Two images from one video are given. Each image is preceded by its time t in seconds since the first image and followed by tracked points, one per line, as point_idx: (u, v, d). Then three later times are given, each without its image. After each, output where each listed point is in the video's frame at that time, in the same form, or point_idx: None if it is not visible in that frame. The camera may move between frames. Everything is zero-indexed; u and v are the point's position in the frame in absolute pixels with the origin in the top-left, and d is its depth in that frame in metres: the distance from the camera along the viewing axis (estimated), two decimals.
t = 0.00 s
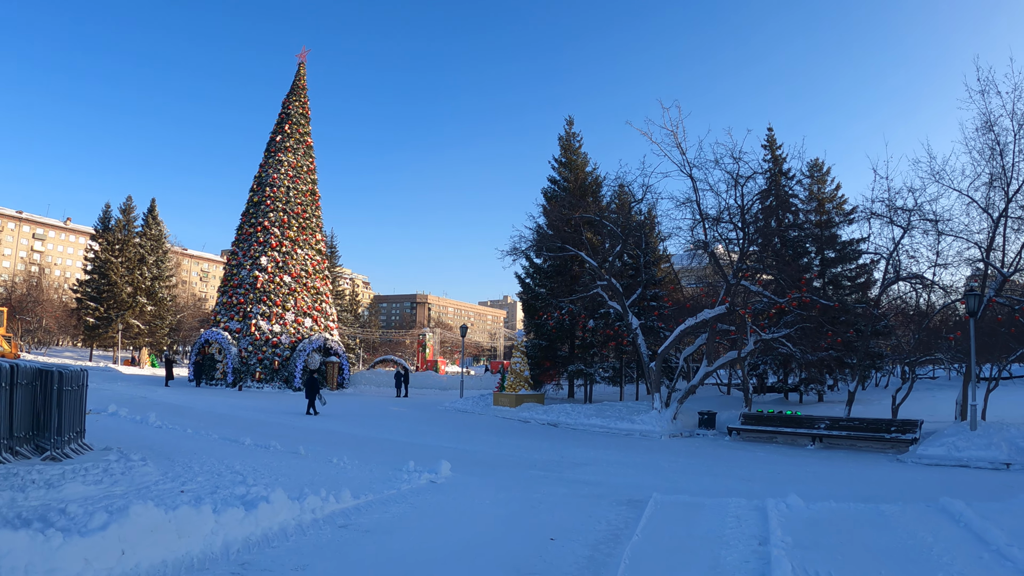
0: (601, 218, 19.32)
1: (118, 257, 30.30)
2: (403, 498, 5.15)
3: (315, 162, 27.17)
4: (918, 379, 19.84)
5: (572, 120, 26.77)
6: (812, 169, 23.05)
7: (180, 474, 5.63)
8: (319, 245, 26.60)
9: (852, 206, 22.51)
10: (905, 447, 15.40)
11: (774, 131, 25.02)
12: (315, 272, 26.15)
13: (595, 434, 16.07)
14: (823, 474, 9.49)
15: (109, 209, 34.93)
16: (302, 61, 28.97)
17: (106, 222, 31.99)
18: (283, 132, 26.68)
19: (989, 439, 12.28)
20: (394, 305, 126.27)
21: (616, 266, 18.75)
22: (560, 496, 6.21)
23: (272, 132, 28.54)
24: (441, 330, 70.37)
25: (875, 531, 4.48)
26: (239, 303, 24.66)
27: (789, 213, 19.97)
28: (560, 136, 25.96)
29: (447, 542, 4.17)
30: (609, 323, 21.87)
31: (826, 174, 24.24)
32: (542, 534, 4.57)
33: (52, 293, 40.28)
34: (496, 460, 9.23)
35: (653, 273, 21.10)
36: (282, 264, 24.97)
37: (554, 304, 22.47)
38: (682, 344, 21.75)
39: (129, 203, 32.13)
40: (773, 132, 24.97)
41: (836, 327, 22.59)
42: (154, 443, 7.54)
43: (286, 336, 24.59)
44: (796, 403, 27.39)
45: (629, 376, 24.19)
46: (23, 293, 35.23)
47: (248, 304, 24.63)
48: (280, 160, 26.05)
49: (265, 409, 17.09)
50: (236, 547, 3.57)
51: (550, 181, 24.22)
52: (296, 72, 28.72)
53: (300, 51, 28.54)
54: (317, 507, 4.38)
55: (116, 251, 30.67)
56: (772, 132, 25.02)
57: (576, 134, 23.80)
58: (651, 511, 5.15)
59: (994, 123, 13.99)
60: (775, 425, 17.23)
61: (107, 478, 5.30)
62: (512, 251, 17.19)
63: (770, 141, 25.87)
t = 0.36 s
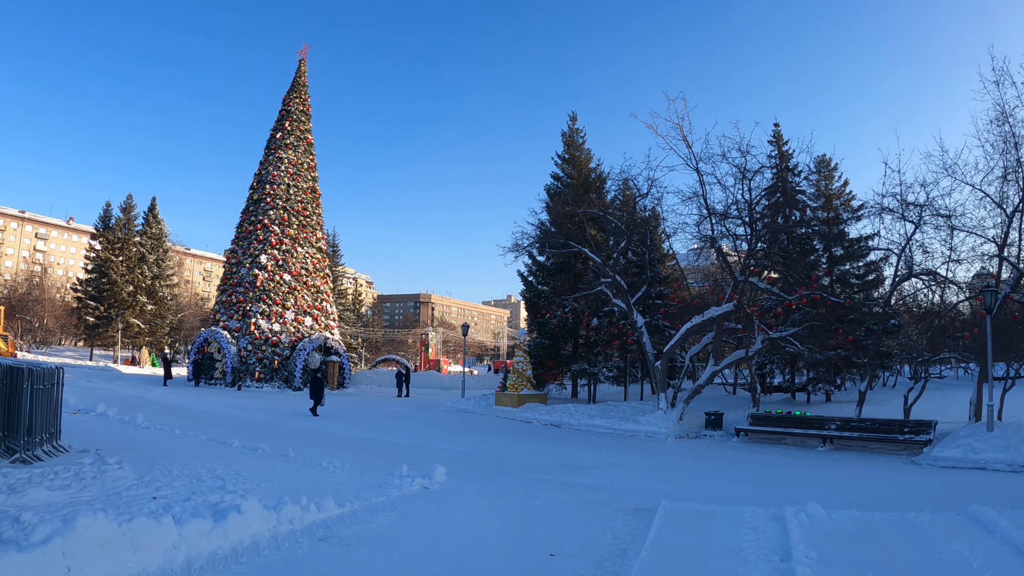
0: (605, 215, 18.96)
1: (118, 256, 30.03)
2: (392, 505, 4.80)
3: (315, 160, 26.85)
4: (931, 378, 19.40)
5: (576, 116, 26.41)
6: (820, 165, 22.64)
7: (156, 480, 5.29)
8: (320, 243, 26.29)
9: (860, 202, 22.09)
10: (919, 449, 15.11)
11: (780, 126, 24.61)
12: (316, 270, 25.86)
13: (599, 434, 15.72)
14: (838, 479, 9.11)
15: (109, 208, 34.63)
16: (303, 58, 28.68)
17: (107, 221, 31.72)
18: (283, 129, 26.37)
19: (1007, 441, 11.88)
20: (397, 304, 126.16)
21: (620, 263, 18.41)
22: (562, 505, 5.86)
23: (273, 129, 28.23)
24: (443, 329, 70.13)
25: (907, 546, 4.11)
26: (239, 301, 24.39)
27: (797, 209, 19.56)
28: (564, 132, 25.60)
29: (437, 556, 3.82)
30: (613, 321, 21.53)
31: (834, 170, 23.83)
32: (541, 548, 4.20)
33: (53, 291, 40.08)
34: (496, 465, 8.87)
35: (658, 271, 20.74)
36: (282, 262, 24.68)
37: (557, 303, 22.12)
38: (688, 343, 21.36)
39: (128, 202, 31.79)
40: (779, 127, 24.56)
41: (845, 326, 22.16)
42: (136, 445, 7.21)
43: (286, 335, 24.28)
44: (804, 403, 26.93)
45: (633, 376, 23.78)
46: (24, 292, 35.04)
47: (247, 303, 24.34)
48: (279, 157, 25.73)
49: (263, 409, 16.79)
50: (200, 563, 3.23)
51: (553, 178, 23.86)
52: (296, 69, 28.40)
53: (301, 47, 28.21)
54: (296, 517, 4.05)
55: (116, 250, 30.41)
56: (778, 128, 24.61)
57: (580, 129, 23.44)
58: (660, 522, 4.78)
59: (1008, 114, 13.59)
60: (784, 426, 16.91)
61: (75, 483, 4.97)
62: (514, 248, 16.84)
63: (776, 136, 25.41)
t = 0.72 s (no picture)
0: (610, 211, 18.56)
1: (118, 256, 29.77)
2: (381, 520, 4.42)
3: (316, 157, 26.51)
4: (947, 377, 18.90)
5: (580, 111, 26.01)
6: (829, 159, 22.17)
7: (128, 491, 4.93)
8: (321, 241, 25.95)
9: (871, 197, 21.61)
10: (935, 452, 14.68)
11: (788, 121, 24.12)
12: (316, 269, 25.53)
13: (605, 436, 15.33)
14: (856, 488, 8.69)
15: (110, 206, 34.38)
16: (303, 54, 28.32)
17: (107, 220, 31.44)
18: (283, 126, 26.05)
19: None
20: (401, 303, 126.02)
21: (626, 261, 18.02)
22: (566, 519, 5.48)
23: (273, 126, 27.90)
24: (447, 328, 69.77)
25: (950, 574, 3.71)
26: (238, 300, 24.07)
27: (807, 204, 19.11)
28: (567, 128, 25.22)
29: None
30: (618, 320, 21.15)
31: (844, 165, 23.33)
32: (544, 572, 3.82)
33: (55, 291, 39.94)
34: (497, 473, 8.47)
35: (663, 269, 20.35)
36: (282, 261, 24.37)
37: (560, 301, 21.74)
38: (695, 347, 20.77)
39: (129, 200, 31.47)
40: (787, 121, 24.08)
41: (856, 324, 21.68)
42: (117, 450, 6.85)
43: (286, 335, 23.97)
44: (813, 403, 26.38)
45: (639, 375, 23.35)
46: (25, 291, 34.83)
47: (246, 301, 24.01)
48: (280, 154, 25.39)
49: (260, 410, 16.46)
50: None
51: (557, 174, 23.46)
52: (297, 65, 28.05)
53: (302, 43, 27.90)
54: (271, 537, 3.68)
55: (116, 249, 30.12)
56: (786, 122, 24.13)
57: (584, 124, 23.04)
58: (674, 542, 4.39)
59: None
60: (795, 429, 16.55)
61: (39, 495, 4.61)
62: (517, 244, 16.46)
63: (783, 132, 24.90)
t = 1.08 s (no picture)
0: (615, 206, 18.17)
1: (119, 254, 29.60)
2: (363, 531, 4.08)
3: (317, 153, 26.19)
4: (963, 375, 18.43)
5: (585, 106, 25.62)
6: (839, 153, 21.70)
7: (95, 496, 4.61)
8: (322, 238, 25.63)
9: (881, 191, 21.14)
10: (952, 453, 14.23)
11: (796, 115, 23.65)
12: (317, 266, 25.22)
13: (610, 437, 14.94)
14: (875, 493, 8.28)
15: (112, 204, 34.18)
16: (304, 49, 28.00)
17: (108, 218, 31.26)
18: (284, 122, 25.75)
19: None
20: (406, 302, 125.91)
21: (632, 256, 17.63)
22: (568, 530, 5.11)
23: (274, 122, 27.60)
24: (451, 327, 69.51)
25: None
26: (238, 298, 23.77)
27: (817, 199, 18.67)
28: (572, 123, 24.82)
29: None
30: (624, 318, 20.78)
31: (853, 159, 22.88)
32: None
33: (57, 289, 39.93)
34: (498, 477, 8.12)
35: (670, 266, 19.96)
36: (283, 258, 24.07)
37: (564, 298, 21.38)
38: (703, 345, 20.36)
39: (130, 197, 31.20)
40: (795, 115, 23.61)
41: (867, 322, 21.20)
42: (97, 452, 6.53)
43: (287, 333, 23.66)
44: (823, 402, 25.91)
45: (645, 374, 22.94)
46: (26, 290, 34.72)
47: (247, 299, 23.71)
48: (281, 151, 25.09)
49: (259, 409, 16.16)
50: None
51: (561, 170, 23.07)
52: (298, 61, 27.72)
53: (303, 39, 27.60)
54: (238, 552, 3.35)
55: (117, 248, 29.92)
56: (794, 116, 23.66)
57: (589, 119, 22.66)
58: (688, 559, 4.01)
59: None
60: (807, 429, 16.16)
61: None
62: (520, 240, 16.10)
63: (791, 126, 24.43)
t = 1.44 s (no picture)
0: (627, 202, 17.76)
1: (126, 255, 29.53)
2: (355, 549, 3.74)
3: (324, 152, 25.95)
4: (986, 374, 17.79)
5: (594, 102, 25.27)
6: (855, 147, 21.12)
7: (69, 507, 4.32)
8: (329, 238, 25.39)
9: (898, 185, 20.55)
10: (977, 455, 13.71)
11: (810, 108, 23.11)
12: (325, 266, 25.00)
13: (622, 439, 14.53)
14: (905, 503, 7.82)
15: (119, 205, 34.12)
16: (310, 48, 27.78)
17: (115, 219, 31.15)
18: (290, 121, 25.50)
19: None
20: (417, 303, 125.92)
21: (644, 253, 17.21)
22: (579, 547, 4.73)
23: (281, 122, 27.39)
24: (461, 327, 69.26)
25: None
26: (244, 299, 23.56)
27: (833, 193, 18.13)
28: (581, 119, 24.42)
29: None
30: (636, 316, 20.44)
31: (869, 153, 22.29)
32: None
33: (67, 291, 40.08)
34: (506, 485, 7.76)
35: (682, 263, 19.51)
36: (290, 258, 23.84)
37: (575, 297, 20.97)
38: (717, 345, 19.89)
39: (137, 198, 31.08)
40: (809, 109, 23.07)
41: (886, 320, 20.60)
42: (83, 458, 6.24)
43: (294, 334, 23.44)
44: (840, 402, 25.35)
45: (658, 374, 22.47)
46: (33, 292, 34.59)
47: (253, 300, 23.50)
48: (287, 150, 24.86)
49: (264, 411, 15.90)
50: None
51: (570, 166, 22.67)
52: (305, 59, 27.48)
53: (310, 37, 27.40)
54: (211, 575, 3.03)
55: (124, 249, 29.88)
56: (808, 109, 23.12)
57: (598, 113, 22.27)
58: None
59: None
60: (826, 430, 15.69)
61: None
62: (529, 237, 15.74)
63: (805, 121, 23.88)
